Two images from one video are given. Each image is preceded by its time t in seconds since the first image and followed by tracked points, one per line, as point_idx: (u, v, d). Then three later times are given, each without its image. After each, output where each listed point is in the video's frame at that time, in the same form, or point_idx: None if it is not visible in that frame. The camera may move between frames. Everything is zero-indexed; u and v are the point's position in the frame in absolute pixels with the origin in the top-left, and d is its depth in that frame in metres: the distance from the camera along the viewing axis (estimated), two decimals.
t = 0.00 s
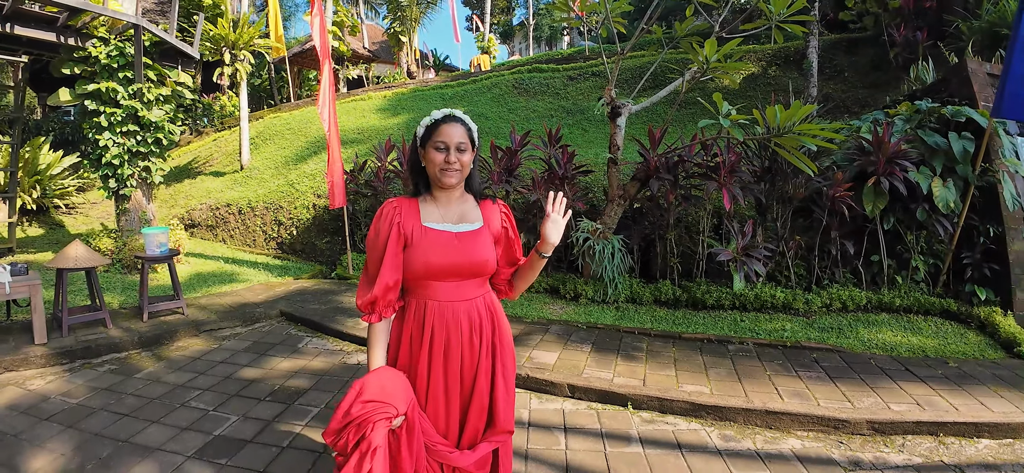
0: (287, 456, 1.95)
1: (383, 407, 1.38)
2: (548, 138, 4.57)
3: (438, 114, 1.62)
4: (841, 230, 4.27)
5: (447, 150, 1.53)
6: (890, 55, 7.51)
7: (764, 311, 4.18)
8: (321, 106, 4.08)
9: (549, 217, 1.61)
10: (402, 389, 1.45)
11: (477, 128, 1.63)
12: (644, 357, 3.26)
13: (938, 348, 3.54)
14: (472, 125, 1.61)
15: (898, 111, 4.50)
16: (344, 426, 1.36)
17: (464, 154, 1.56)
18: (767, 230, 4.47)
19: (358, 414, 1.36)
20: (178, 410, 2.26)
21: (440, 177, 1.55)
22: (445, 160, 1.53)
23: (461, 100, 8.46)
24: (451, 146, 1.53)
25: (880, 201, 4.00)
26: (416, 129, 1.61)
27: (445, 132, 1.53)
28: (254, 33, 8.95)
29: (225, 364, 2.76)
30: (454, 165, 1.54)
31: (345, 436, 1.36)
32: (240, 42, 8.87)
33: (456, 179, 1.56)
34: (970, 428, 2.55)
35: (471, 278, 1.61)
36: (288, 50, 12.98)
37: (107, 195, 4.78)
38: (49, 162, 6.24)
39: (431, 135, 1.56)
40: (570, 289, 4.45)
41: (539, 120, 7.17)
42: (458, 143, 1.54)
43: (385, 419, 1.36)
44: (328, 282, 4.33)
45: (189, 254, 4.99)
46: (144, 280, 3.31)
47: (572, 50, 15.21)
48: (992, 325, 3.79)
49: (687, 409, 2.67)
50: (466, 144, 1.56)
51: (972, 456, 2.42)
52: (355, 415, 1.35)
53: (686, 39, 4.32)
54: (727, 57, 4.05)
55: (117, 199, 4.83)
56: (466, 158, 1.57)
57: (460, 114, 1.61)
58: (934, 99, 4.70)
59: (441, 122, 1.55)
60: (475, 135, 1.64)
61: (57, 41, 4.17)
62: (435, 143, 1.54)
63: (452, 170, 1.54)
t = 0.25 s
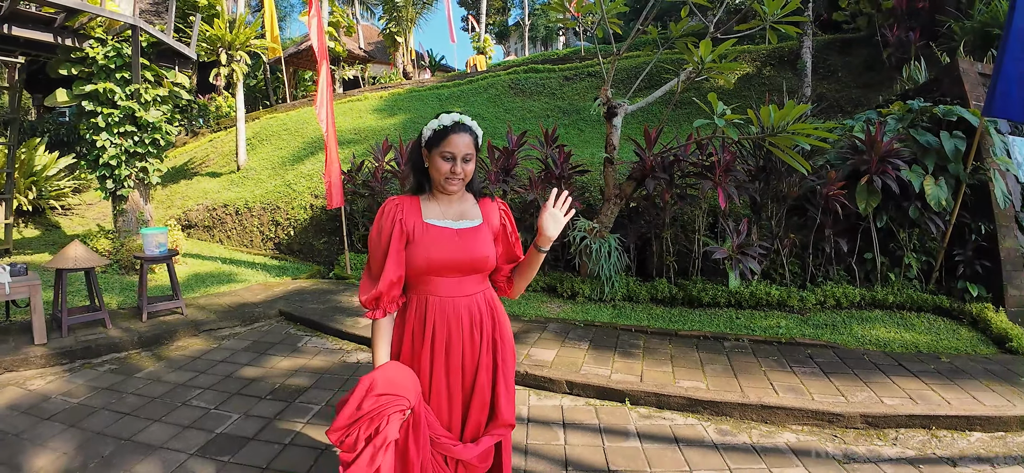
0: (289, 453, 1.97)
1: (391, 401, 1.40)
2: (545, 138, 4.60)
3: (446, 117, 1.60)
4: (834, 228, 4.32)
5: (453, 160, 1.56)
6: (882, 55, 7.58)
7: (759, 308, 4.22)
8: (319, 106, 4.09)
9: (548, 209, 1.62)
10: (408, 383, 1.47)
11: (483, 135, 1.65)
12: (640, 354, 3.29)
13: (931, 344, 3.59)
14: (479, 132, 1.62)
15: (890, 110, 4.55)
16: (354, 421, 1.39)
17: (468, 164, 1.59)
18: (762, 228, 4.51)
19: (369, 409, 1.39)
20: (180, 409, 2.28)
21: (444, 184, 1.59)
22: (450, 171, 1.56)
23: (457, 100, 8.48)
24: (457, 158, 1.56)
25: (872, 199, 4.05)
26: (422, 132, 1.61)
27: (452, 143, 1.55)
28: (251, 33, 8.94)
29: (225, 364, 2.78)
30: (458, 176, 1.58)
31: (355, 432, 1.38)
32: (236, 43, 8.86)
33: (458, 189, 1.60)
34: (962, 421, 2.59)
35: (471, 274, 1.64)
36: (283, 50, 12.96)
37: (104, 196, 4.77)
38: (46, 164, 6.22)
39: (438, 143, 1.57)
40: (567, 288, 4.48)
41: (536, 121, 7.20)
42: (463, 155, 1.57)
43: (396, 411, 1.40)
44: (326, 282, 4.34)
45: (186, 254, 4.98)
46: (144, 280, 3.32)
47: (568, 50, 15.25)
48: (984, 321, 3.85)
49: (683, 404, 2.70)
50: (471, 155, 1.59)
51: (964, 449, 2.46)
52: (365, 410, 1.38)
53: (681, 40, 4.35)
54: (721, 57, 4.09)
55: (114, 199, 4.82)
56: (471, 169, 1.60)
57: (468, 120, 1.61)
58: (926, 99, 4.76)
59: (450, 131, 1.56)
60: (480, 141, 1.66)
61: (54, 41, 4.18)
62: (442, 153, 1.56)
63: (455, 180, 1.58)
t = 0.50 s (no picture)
0: (293, 451, 1.99)
1: (395, 398, 1.43)
2: (542, 138, 4.62)
3: (448, 117, 1.60)
4: (828, 226, 4.37)
5: (456, 163, 1.58)
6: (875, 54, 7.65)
7: (755, 306, 4.26)
8: (316, 107, 4.09)
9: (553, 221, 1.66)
10: (411, 379, 1.50)
11: (485, 136, 1.66)
12: (638, 351, 3.32)
13: (924, 339, 3.65)
14: (481, 134, 1.64)
15: (882, 109, 4.61)
16: (359, 418, 1.41)
17: (471, 166, 1.61)
18: (757, 226, 4.56)
19: (373, 404, 1.41)
20: (181, 410, 2.28)
21: (448, 187, 1.62)
22: (453, 173, 1.58)
23: (453, 100, 8.49)
24: (460, 160, 1.58)
25: (865, 197, 4.10)
26: (426, 135, 1.62)
27: (456, 145, 1.56)
28: (246, 34, 8.92)
29: (226, 364, 2.78)
30: (462, 178, 1.60)
31: (361, 427, 1.40)
32: (232, 44, 8.83)
33: (462, 190, 1.62)
34: (955, 414, 2.64)
35: (473, 273, 1.66)
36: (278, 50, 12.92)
37: (101, 197, 4.75)
38: (40, 165, 6.18)
39: (441, 146, 1.59)
40: (565, 287, 4.51)
41: (532, 120, 7.23)
42: (467, 157, 1.58)
43: (401, 405, 1.43)
44: (324, 283, 4.34)
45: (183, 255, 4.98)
46: (142, 281, 3.32)
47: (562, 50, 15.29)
48: (975, 316, 3.91)
49: (681, 400, 2.73)
50: (474, 157, 1.60)
51: (957, 442, 2.51)
52: (370, 406, 1.40)
53: (676, 40, 4.39)
54: (716, 57, 4.13)
55: (110, 201, 4.81)
56: (474, 169, 1.62)
57: (471, 122, 1.62)
58: (918, 98, 4.81)
59: (452, 133, 1.57)
60: (483, 142, 1.68)
61: (50, 43, 4.15)
62: (445, 156, 1.58)
63: (458, 182, 1.60)
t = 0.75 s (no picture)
0: (296, 450, 2.00)
1: (391, 394, 1.44)
2: (538, 137, 4.65)
3: (445, 114, 1.69)
4: (821, 224, 4.42)
5: (452, 146, 1.60)
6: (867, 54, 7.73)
7: (750, 303, 4.31)
8: (313, 107, 4.10)
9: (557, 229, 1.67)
10: (407, 377, 1.51)
11: (485, 127, 1.69)
12: (636, 348, 3.36)
13: (916, 335, 3.70)
14: (478, 123, 1.67)
15: (875, 109, 4.66)
16: (354, 410, 1.42)
17: (469, 150, 1.61)
18: (752, 224, 4.61)
19: (365, 400, 1.41)
20: (183, 410, 2.29)
21: (447, 173, 1.62)
22: (449, 156, 1.60)
23: (449, 100, 8.50)
24: (456, 143, 1.60)
25: (858, 196, 4.15)
26: (426, 131, 1.69)
27: (450, 129, 1.60)
28: (241, 34, 8.90)
29: (226, 364, 2.79)
30: (459, 160, 1.60)
31: (353, 421, 1.41)
32: (227, 44, 8.80)
33: (461, 174, 1.61)
34: (948, 408, 2.69)
35: (475, 275, 1.67)
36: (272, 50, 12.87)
37: (97, 198, 4.73)
38: (35, 166, 6.15)
39: (438, 134, 1.64)
40: (562, 285, 4.54)
41: (527, 120, 7.25)
42: (462, 139, 1.60)
43: (391, 405, 1.42)
44: (322, 283, 4.34)
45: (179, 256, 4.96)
46: (141, 282, 3.31)
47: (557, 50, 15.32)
48: (967, 312, 3.96)
49: (679, 396, 2.77)
50: (471, 140, 1.62)
51: (950, 435, 2.56)
52: (362, 401, 1.41)
53: (671, 40, 4.42)
54: (711, 57, 4.17)
55: (106, 202, 4.79)
56: (472, 154, 1.62)
57: (467, 113, 1.67)
58: (910, 97, 4.87)
59: (448, 121, 1.62)
60: (482, 134, 1.71)
61: (47, 44, 4.26)
62: (441, 141, 1.61)
63: (457, 165, 1.60)
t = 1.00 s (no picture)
0: (299, 449, 2.01)
1: (395, 394, 1.45)
2: (535, 137, 4.67)
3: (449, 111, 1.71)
4: (816, 222, 4.48)
5: (455, 141, 1.62)
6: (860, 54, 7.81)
7: (745, 301, 4.35)
8: (311, 107, 4.10)
9: (544, 218, 1.69)
10: (411, 378, 1.52)
11: (488, 124, 1.71)
12: (634, 346, 3.39)
13: (909, 331, 3.75)
14: (482, 119, 1.69)
15: (867, 108, 4.72)
16: (357, 412, 1.43)
17: (472, 145, 1.63)
18: (747, 223, 4.65)
19: (368, 401, 1.42)
20: (184, 410, 2.29)
21: (451, 168, 1.63)
22: (453, 151, 1.61)
23: (445, 100, 8.51)
24: (459, 138, 1.62)
25: (852, 194, 4.21)
26: (429, 128, 1.71)
27: (454, 125, 1.62)
28: (236, 34, 8.87)
29: (226, 364, 2.79)
30: (463, 155, 1.62)
31: (357, 423, 1.43)
32: (222, 44, 8.77)
33: (465, 169, 1.63)
34: (941, 403, 2.73)
35: (479, 276, 1.69)
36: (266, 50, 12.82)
37: (93, 199, 4.70)
38: (29, 167, 6.10)
39: (442, 130, 1.65)
40: (559, 284, 4.56)
41: (523, 120, 7.28)
42: (466, 134, 1.62)
43: (395, 407, 1.43)
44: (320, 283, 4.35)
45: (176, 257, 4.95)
46: (139, 283, 3.31)
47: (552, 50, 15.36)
48: (959, 308, 4.02)
49: (677, 392, 2.80)
50: (474, 135, 1.64)
51: (943, 428, 2.60)
52: (366, 402, 1.42)
53: (667, 41, 4.46)
54: (707, 58, 4.21)
55: (102, 203, 4.77)
56: (475, 150, 1.64)
57: (470, 109, 1.69)
58: (902, 97, 4.94)
59: (452, 117, 1.65)
60: (486, 131, 1.73)
61: (43, 44, 4.29)
62: (445, 136, 1.63)
63: (461, 160, 1.62)
